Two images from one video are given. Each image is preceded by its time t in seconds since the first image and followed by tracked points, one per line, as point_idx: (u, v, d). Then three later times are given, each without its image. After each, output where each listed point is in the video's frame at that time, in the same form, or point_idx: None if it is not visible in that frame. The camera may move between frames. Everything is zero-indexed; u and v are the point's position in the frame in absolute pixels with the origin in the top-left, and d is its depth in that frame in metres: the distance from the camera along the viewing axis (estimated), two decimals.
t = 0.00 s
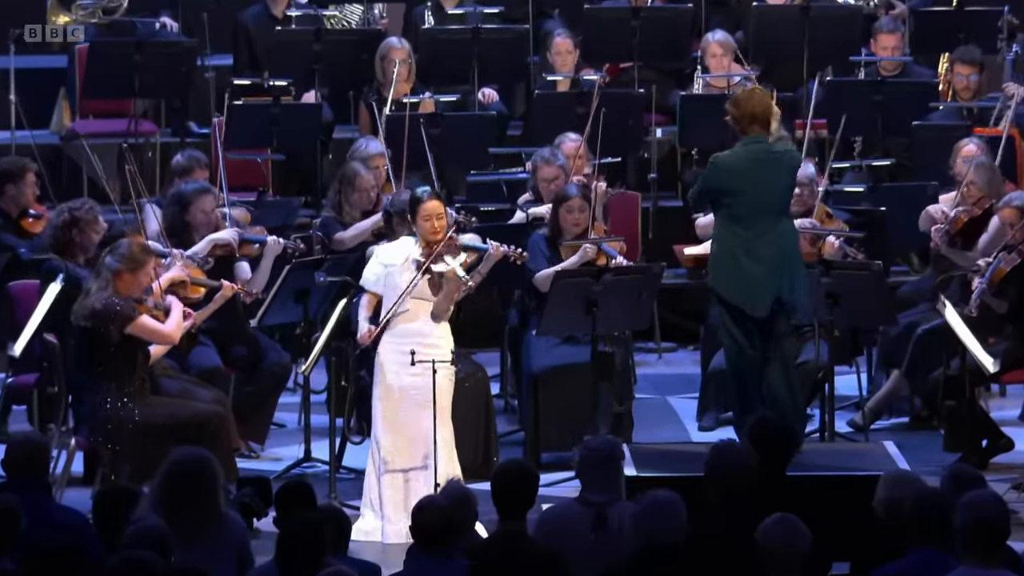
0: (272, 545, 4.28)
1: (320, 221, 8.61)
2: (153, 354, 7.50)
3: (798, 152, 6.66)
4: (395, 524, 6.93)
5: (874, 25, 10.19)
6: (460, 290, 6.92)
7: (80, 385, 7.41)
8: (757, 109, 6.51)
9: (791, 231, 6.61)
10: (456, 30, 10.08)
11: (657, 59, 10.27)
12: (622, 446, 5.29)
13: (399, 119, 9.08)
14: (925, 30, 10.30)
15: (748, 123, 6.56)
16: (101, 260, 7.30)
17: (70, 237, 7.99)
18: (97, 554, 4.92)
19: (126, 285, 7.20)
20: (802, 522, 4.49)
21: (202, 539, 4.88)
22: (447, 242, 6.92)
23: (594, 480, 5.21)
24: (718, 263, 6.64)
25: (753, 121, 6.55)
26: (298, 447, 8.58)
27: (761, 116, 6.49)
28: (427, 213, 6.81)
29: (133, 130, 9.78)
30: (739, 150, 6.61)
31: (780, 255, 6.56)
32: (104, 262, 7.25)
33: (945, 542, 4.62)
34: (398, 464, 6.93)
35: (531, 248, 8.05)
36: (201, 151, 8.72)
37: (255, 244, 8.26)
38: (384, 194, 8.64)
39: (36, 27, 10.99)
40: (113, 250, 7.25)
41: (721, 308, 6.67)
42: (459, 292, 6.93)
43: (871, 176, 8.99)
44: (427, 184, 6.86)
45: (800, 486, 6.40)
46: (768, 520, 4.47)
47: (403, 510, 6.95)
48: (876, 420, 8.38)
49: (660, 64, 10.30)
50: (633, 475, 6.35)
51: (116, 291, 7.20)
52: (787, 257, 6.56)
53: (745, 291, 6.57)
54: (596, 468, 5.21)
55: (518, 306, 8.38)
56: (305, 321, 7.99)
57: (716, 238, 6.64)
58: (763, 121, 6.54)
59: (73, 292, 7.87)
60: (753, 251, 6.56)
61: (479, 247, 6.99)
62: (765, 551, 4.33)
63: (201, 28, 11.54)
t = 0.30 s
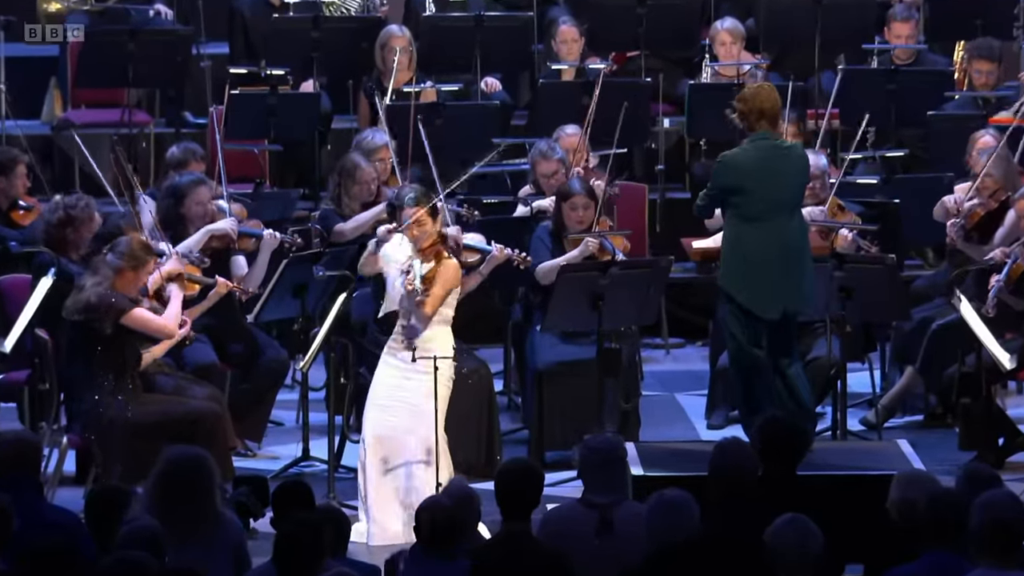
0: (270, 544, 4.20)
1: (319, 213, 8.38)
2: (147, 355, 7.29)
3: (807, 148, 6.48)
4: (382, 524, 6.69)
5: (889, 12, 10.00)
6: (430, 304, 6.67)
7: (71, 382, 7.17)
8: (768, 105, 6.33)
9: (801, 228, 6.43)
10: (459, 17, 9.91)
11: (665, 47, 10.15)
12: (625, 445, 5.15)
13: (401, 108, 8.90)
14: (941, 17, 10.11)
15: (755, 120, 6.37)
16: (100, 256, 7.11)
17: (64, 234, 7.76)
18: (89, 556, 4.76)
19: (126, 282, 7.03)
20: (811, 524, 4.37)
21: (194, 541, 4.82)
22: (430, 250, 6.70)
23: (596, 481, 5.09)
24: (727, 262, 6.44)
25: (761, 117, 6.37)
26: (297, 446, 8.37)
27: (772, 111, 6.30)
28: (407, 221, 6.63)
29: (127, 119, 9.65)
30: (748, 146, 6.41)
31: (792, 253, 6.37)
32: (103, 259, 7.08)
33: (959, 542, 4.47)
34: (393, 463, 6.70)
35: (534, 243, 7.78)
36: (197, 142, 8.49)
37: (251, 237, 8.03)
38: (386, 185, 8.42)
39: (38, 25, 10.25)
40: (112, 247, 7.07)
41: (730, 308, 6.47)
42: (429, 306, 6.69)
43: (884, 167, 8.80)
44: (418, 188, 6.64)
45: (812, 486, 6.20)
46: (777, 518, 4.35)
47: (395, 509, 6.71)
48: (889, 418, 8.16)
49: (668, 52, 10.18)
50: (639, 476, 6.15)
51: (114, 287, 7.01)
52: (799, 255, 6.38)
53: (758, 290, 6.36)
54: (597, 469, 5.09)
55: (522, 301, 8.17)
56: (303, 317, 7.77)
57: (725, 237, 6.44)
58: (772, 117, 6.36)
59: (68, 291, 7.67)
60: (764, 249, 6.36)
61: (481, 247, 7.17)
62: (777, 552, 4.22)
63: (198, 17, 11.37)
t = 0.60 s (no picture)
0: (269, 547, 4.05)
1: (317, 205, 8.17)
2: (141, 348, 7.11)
3: (816, 133, 6.25)
4: (367, 523, 6.47)
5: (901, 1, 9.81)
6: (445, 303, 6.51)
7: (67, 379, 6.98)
8: (774, 88, 6.12)
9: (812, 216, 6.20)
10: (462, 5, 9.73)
11: (671, 35, 9.98)
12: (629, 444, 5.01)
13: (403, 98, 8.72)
14: (955, 6, 9.92)
15: (764, 104, 6.15)
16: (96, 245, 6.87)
17: (55, 229, 7.52)
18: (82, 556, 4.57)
19: (120, 276, 6.78)
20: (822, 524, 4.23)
21: (190, 545, 4.63)
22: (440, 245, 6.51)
23: (599, 482, 4.92)
24: (738, 255, 6.20)
25: (770, 102, 6.15)
26: (294, 444, 8.17)
27: (779, 95, 6.08)
28: (416, 213, 6.41)
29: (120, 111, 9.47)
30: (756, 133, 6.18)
31: (803, 242, 6.14)
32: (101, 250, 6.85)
33: (970, 547, 4.31)
34: (392, 463, 6.50)
35: (538, 236, 7.57)
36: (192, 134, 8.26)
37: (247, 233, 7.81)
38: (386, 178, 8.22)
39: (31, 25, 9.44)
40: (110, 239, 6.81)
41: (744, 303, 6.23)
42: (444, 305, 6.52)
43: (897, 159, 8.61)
44: (424, 181, 6.44)
45: (822, 485, 6.00)
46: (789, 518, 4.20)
47: (394, 508, 6.48)
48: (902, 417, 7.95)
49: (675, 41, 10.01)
50: (646, 475, 5.95)
51: (110, 281, 6.78)
52: (810, 244, 6.15)
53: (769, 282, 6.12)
54: (603, 469, 4.90)
55: (526, 296, 7.97)
56: (301, 313, 7.56)
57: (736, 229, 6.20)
58: (780, 101, 6.14)
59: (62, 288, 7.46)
60: (775, 239, 6.13)
61: (487, 244, 6.94)
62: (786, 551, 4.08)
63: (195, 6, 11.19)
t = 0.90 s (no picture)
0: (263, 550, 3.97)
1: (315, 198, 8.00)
2: (138, 337, 6.91)
3: (827, 130, 6.12)
4: (372, 526, 6.25)
5: None
6: (466, 301, 6.29)
7: (60, 376, 6.76)
8: (781, 82, 6.00)
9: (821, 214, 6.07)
10: None
11: (678, 24, 9.81)
12: (642, 442, 4.83)
13: (401, 88, 8.54)
14: None
15: (773, 99, 6.03)
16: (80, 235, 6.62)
17: (42, 219, 7.37)
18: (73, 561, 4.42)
19: (109, 264, 6.56)
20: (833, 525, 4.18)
21: (183, 542, 4.56)
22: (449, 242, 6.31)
23: (608, 482, 4.75)
24: (743, 253, 6.11)
25: (778, 97, 6.02)
26: (291, 443, 7.98)
27: (785, 89, 5.96)
28: (427, 212, 6.18)
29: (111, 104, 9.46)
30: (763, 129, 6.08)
31: (808, 239, 6.02)
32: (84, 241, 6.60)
33: (989, 550, 4.13)
34: (395, 462, 6.27)
35: (542, 232, 7.38)
36: (186, 124, 8.08)
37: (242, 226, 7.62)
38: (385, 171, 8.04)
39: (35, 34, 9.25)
40: (93, 227, 6.56)
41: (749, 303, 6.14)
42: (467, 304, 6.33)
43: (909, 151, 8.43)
44: (427, 177, 6.19)
45: (834, 485, 5.80)
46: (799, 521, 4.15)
47: (397, 510, 6.25)
48: (915, 415, 7.75)
49: (682, 30, 9.83)
50: (653, 475, 5.76)
51: (100, 273, 6.55)
52: (815, 242, 6.02)
53: (771, 278, 6.02)
54: (611, 469, 4.75)
55: (529, 292, 7.77)
56: (299, 308, 7.37)
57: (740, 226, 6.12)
58: (788, 95, 6.01)
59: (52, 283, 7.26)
60: (777, 235, 6.02)
61: (491, 237, 6.74)
62: (798, 552, 4.03)
63: None
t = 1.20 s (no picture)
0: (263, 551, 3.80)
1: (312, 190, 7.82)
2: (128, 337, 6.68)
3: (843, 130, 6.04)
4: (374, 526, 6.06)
5: None
6: (466, 301, 6.05)
7: (50, 376, 6.56)
8: (799, 76, 5.94)
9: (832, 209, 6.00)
10: None
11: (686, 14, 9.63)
12: (648, 441, 4.58)
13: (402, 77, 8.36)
14: None
15: (786, 95, 5.99)
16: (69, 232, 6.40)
17: (32, 211, 7.14)
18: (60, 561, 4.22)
19: (100, 261, 6.33)
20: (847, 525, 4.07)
21: (175, 543, 4.35)
22: (448, 240, 6.06)
23: (614, 482, 4.53)
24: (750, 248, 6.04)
25: (793, 93, 5.98)
26: (289, 443, 7.79)
27: (800, 84, 5.92)
28: (421, 212, 5.94)
29: (107, 94, 9.45)
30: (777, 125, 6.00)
31: (819, 235, 5.94)
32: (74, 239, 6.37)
33: (1004, 551, 3.96)
34: (397, 461, 6.08)
35: (546, 226, 7.18)
36: (180, 114, 7.90)
37: (236, 219, 7.43)
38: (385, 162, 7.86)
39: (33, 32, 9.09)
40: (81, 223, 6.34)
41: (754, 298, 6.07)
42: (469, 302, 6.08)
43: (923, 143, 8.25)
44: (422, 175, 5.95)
45: (845, 485, 5.55)
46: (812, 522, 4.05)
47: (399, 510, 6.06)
48: (929, 413, 7.55)
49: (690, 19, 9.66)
50: (659, 475, 5.56)
51: (95, 272, 6.32)
52: (826, 237, 5.94)
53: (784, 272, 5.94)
54: (617, 468, 4.52)
55: (533, 286, 7.57)
56: (296, 303, 7.16)
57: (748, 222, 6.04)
58: (803, 91, 5.96)
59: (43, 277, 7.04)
60: (786, 232, 5.94)
61: (492, 228, 6.66)
62: (809, 555, 3.91)
63: None
